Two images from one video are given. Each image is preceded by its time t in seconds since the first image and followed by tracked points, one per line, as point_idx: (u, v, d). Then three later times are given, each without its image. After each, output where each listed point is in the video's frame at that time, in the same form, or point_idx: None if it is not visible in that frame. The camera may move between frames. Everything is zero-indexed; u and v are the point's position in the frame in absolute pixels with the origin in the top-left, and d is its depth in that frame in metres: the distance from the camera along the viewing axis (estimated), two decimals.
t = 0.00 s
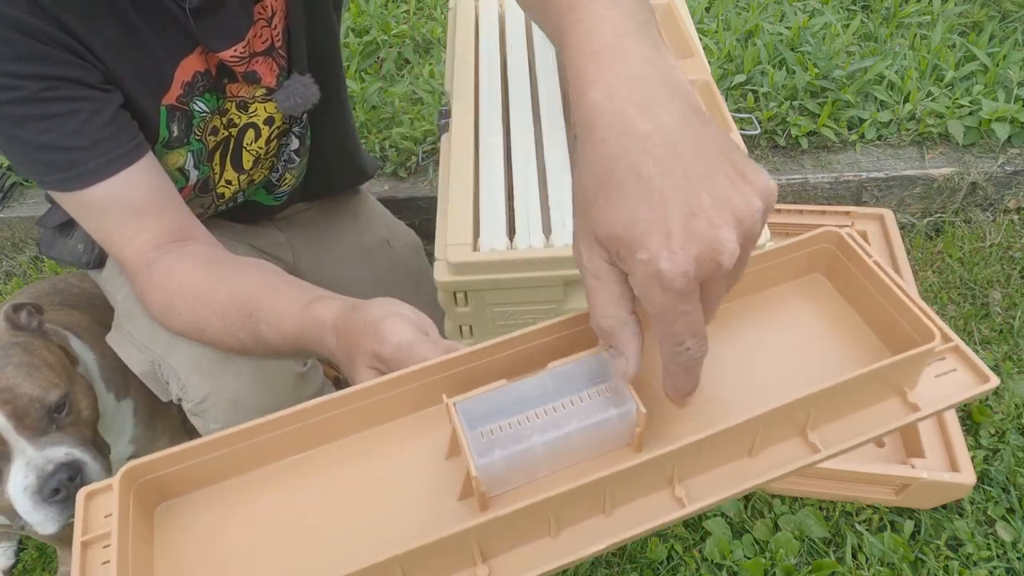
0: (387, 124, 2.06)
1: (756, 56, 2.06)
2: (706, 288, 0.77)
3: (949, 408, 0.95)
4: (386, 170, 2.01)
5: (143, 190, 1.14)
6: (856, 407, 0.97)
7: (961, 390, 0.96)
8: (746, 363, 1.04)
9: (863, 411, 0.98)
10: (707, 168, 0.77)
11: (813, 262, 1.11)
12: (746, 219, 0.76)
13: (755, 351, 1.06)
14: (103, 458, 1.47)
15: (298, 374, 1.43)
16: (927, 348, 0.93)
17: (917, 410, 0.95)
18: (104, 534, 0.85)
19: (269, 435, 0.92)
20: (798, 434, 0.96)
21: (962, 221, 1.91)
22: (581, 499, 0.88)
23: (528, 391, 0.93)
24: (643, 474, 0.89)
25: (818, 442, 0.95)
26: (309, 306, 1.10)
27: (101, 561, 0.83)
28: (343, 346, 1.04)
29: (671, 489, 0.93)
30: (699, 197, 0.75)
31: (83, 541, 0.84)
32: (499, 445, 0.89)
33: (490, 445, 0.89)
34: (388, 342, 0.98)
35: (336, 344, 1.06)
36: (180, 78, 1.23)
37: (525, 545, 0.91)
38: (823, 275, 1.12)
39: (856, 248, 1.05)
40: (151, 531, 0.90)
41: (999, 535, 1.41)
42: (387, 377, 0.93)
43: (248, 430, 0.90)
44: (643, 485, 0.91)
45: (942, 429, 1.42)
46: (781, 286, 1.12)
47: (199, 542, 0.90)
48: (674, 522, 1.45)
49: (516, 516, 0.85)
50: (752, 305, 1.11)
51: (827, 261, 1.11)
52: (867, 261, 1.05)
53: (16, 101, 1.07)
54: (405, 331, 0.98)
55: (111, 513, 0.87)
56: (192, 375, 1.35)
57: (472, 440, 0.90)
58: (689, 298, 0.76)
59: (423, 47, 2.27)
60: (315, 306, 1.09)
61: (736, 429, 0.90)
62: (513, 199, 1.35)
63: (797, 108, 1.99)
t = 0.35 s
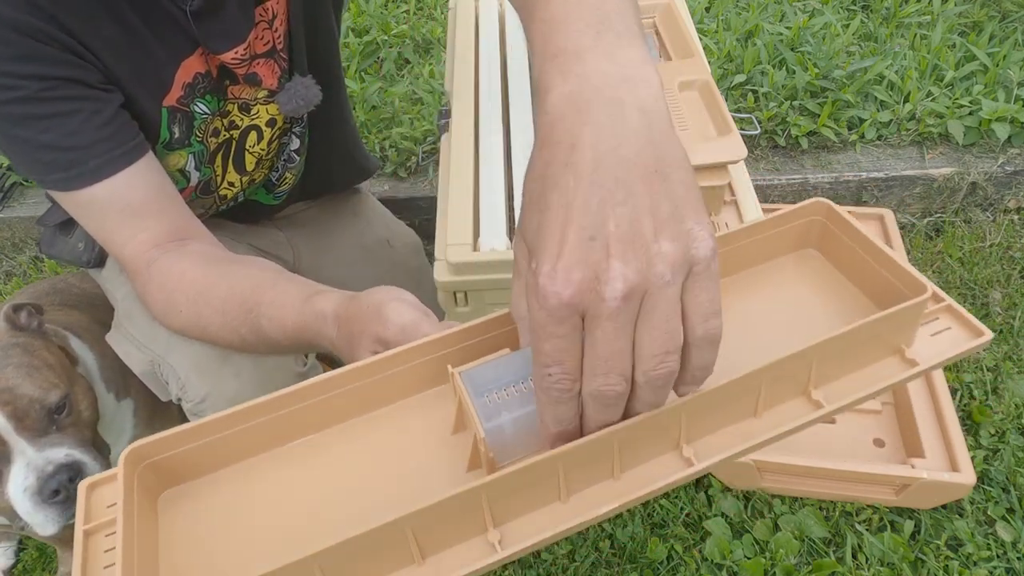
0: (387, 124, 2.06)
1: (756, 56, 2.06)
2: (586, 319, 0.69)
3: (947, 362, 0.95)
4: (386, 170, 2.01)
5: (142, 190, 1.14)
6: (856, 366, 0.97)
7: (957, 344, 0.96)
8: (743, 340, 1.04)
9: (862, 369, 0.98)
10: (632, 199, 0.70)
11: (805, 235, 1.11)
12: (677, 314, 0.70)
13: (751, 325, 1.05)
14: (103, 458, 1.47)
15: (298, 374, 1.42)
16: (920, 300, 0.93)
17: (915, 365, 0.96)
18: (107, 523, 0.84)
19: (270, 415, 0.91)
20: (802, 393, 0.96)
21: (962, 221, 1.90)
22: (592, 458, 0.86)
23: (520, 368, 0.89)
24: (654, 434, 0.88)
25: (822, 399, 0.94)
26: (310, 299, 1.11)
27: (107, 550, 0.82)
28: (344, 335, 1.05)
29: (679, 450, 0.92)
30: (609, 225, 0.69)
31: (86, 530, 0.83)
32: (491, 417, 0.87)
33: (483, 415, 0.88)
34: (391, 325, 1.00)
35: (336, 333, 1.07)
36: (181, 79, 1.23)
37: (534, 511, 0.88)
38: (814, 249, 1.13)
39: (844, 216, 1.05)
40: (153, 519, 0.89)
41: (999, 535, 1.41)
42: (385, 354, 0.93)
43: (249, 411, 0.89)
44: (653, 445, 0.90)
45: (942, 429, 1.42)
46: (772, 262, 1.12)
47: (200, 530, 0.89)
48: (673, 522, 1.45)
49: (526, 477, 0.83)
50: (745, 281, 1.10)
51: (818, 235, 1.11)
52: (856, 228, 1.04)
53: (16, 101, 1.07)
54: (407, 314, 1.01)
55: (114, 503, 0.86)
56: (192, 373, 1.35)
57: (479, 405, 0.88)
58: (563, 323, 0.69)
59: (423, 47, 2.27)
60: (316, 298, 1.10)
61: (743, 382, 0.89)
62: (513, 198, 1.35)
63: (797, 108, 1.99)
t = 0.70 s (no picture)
0: (387, 124, 2.06)
1: (756, 56, 2.06)
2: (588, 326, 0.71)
3: (928, 357, 0.96)
4: (386, 170, 2.01)
5: (138, 191, 1.15)
6: (841, 363, 0.98)
7: (937, 339, 0.98)
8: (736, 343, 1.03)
9: (847, 366, 0.98)
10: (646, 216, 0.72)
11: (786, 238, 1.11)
12: (675, 337, 0.71)
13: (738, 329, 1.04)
14: (102, 459, 1.47)
15: (292, 377, 1.42)
16: (901, 295, 0.94)
17: (899, 360, 0.96)
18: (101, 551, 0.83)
19: (273, 432, 0.88)
20: (793, 390, 0.96)
21: (962, 221, 1.90)
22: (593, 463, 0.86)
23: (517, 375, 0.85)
24: (651, 436, 0.88)
25: (813, 395, 0.95)
26: (306, 307, 1.08)
27: None
28: (342, 345, 1.03)
29: (676, 452, 0.92)
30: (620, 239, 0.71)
31: (80, 559, 0.82)
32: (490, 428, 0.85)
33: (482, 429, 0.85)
34: (386, 339, 0.98)
35: (333, 344, 1.05)
36: (181, 86, 1.23)
37: (539, 519, 0.87)
38: (795, 252, 1.12)
39: (824, 217, 1.05)
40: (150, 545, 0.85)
41: (999, 535, 1.40)
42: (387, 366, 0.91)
43: (247, 429, 0.86)
44: (650, 448, 0.90)
45: (942, 428, 1.42)
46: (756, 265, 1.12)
47: (197, 554, 0.85)
48: (673, 522, 1.45)
49: (529, 484, 0.82)
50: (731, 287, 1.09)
51: (800, 236, 1.11)
52: (837, 229, 1.04)
53: (11, 103, 1.07)
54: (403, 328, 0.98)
55: (107, 531, 0.86)
56: (187, 376, 1.35)
57: (478, 414, 0.86)
58: (563, 330, 0.71)
59: (423, 47, 2.27)
60: (312, 306, 1.08)
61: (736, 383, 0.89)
62: (513, 198, 1.35)
63: (797, 108, 1.99)
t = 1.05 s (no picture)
0: (387, 124, 2.06)
1: (756, 56, 2.06)
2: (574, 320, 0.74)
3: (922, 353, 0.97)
4: (386, 170, 2.01)
5: (139, 193, 1.14)
6: (836, 361, 0.97)
7: (931, 335, 0.98)
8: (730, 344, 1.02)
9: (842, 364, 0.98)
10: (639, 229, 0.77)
11: (778, 237, 1.11)
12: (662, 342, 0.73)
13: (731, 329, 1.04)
14: (102, 460, 1.47)
15: (292, 380, 1.42)
16: (893, 294, 0.94)
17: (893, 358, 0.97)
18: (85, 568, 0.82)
19: (267, 444, 0.88)
20: (787, 391, 0.96)
21: (962, 221, 1.90)
22: (589, 469, 0.85)
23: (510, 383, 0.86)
24: (648, 440, 0.88)
25: (808, 395, 0.95)
26: (306, 309, 1.09)
27: None
28: (340, 346, 1.03)
29: (674, 456, 0.92)
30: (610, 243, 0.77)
31: None
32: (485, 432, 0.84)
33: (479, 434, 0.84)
34: (382, 345, 0.97)
35: (333, 346, 1.04)
36: (183, 95, 1.23)
37: (535, 527, 0.87)
38: (786, 251, 1.12)
39: (814, 215, 1.05)
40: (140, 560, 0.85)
41: (999, 535, 1.40)
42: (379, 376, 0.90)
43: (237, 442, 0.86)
44: (646, 453, 0.90)
45: (942, 428, 1.42)
46: (749, 265, 1.11)
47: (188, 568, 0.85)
48: (673, 522, 1.45)
49: (525, 493, 0.81)
50: (724, 287, 1.08)
51: (791, 236, 1.11)
52: (828, 227, 1.04)
53: (11, 108, 1.08)
54: (400, 334, 0.97)
55: (96, 550, 0.86)
56: (188, 378, 1.35)
57: (472, 421, 0.86)
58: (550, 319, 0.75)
59: (423, 47, 2.27)
60: (312, 307, 1.08)
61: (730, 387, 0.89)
62: (512, 197, 1.35)
63: (797, 108, 1.99)
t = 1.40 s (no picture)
0: (387, 124, 2.06)
1: (756, 56, 2.06)
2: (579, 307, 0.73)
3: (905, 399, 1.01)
4: (386, 170, 2.01)
5: (140, 193, 1.14)
6: (834, 400, 1.02)
7: (910, 383, 1.03)
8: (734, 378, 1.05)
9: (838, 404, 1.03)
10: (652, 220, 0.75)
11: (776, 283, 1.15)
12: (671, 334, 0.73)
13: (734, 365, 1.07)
14: (102, 462, 1.47)
15: (291, 380, 1.43)
16: (887, 344, 0.99)
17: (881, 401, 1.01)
18: None
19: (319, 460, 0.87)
20: (792, 426, 1.00)
21: (962, 221, 1.91)
22: (625, 496, 0.89)
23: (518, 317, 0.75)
24: (673, 467, 0.91)
25: (811, 431, 0.98)
26: (334, 318, 1.09)
27: None
28: (373, 360, 1.03)
29: (697, 483, 0.95)
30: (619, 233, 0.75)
31: None
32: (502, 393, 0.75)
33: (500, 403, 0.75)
34: (422, 363, 0.97)
35: (364, 359, 1.05)
36: (183, 89, 1.23)
37: (575, 548, 0.90)
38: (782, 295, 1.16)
39: (814, 266, 1.09)
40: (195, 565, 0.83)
41: (999, 535, 1.40)
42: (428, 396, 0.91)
43: (293, 458, 0.85)
44: (671, 479, 0.93)
45: (942, 428, 1.42)
46: (746, 307, 1.15)
47: None
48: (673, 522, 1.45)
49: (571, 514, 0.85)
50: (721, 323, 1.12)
51: (789, 282, 1.15)
52: (826, 277, 1.09)
53: (13, 103, 1.07)
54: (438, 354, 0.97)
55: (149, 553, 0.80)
56: (188, 379, 1.35)
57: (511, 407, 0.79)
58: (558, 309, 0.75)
59: (423, 47, 2.27)
60: (342, 316, 1.09)
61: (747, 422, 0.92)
62: (512, 198, 1.34)
63: (797, 108, 1.99)
